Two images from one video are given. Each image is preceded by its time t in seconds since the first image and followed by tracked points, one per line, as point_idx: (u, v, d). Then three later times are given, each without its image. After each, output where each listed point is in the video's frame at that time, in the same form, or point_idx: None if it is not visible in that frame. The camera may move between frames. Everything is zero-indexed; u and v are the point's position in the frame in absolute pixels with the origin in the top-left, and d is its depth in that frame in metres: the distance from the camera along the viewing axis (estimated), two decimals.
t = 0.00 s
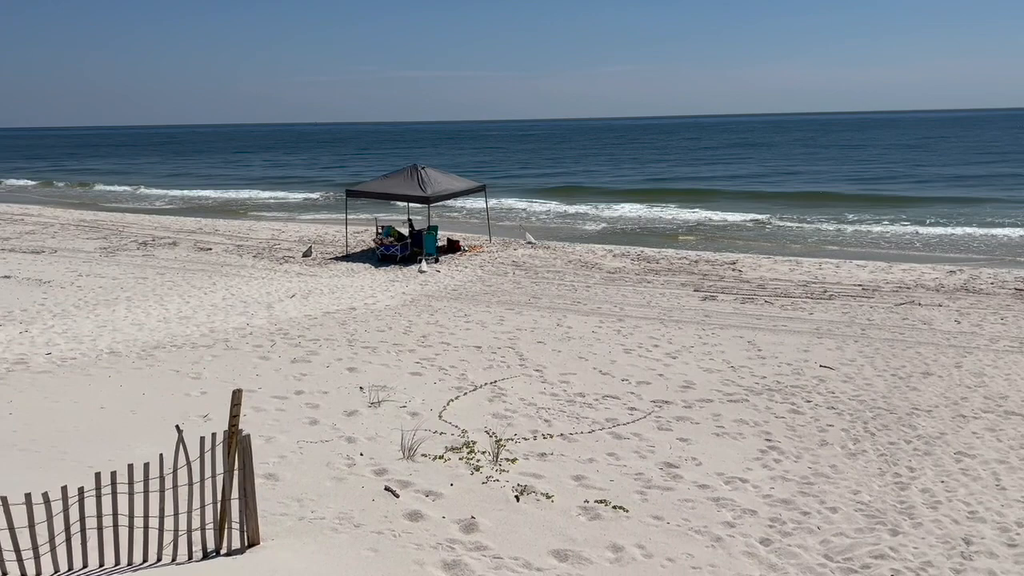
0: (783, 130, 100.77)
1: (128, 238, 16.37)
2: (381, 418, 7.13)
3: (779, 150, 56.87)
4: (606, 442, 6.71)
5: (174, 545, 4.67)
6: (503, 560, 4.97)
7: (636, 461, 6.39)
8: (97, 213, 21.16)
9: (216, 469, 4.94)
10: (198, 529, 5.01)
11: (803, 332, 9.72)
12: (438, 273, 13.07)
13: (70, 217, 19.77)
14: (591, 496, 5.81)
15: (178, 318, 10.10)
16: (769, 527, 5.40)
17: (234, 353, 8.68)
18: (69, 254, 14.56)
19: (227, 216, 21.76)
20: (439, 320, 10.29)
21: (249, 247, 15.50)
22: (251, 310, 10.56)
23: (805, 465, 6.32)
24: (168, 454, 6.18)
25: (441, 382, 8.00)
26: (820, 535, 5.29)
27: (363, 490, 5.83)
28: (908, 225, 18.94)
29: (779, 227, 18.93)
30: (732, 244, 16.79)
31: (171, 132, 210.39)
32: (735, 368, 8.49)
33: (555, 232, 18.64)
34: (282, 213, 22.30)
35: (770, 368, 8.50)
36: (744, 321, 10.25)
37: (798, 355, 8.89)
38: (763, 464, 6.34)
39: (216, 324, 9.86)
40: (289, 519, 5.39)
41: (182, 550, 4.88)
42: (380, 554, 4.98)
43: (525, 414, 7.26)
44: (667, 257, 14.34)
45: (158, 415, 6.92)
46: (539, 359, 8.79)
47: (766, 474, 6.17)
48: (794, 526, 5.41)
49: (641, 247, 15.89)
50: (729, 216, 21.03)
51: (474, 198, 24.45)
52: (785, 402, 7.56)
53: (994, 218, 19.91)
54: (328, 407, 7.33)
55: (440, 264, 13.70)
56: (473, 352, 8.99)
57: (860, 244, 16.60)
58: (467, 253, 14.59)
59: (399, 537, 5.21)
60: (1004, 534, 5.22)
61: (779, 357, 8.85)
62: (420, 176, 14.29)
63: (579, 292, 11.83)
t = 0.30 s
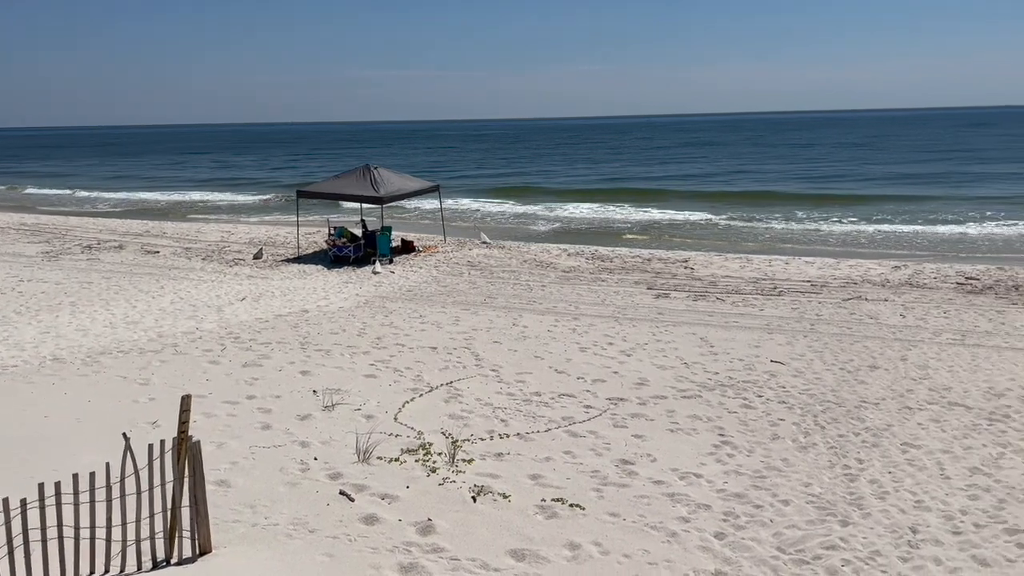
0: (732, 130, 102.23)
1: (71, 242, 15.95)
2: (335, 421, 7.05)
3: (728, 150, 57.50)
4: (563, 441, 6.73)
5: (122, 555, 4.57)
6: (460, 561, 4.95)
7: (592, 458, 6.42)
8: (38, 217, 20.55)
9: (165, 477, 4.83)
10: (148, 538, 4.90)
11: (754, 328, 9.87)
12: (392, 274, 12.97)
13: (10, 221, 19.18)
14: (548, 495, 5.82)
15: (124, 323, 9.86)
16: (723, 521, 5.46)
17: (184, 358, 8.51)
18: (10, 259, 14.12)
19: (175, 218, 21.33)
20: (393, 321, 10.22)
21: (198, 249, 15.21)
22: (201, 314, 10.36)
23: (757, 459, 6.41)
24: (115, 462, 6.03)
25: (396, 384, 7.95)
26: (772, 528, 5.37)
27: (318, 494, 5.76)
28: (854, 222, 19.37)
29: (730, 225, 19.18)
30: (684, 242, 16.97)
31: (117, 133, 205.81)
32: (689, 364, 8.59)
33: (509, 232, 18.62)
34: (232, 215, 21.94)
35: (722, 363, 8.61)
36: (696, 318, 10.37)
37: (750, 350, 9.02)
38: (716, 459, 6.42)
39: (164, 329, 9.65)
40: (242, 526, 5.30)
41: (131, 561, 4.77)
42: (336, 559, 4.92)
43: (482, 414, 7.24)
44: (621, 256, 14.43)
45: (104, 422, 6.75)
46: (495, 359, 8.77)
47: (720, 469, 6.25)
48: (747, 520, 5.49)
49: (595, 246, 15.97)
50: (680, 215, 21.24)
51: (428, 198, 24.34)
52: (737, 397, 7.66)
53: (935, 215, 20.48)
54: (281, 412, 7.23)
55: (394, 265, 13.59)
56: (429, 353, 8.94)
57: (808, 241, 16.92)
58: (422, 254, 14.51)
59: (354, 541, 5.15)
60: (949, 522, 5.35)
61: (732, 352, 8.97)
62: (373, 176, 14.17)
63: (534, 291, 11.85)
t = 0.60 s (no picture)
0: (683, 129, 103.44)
1: (11, 246, 15.47)
2: (288, 425, 6.94)
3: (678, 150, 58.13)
4: (519, 440, 6.73)
5: (68, 568, 4.45)
6: (417, 564, 4.92)
7: (547, 457, 6.43)
8: None
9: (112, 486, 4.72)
10: (94, 550, 4.77)
11: (706, 325, 9.99)
12: (345, 275, 12.85)
13: None
14: (504, 494, 5.82)
15: (68, 329, 9.59)
16: (677, 516, 5.52)
17: (130, 364, 8.31)
18: None
19: (120, 221, 20.83)
20: (347, 323, 10.12)
21: (145, 252, 14.87)
22: (148, 319, 10.13)
23: (710, 454, 6.49)
24: (59, 472, 5.87)
25: (350, 387, 7.86)
26: (725, 522, 5.44)
27: (271, 500, 5.67)
28: (801, 220, 19.74)
29: (681, 224, 19.40)
30: (637, 241, 17.12)
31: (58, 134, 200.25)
32: (643, 361, 8.66)
33: (463, 232, 18.58)
34: (180, 217, 21.51)
35: (676, 360, 8.70)
36: (650, 315, 10.47)
37: (702, 347, 9.13)
38: (670, 455, 6.48)
39: (110, 334, 9.41)
40: (193, 534, 5.20)
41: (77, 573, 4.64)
42: (290, 565, 4.85)
43: (437, 416, 7.20)
44: (575, 255, 14.50)
45: (47, 431, 6.56)
46: (450, 359, 8.74)
47: (674, 464, 6.31)
48: (701, 514, 5.55)
49: (549, 245, 16.03)
50: (632, 215, 21.43)
51: (381, 199, 24.17)
52: (690, 393, 7.75)
53: (878, 213, 20.99)
54: (232, 417, 7.10)
55: (347, 266, 13.46)
56: (383, 354, 8.87)
57: (757, 239, 17.21)
58: (375, 255, 14.39)
59: (309, 546, 5.09)
60: (896, 512, 5.48)
61: (684, 349, 9.08)
62: (324, 177, 14.01)
63: (489, 291, 11.83)
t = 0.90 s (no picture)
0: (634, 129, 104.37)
1: None
2: (239, 430, 6.83)
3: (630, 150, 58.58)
4: (474, 440, 6.72)
5: None
6: (372, 567, 4.88)
7: (503, 456, 6.43)
8: None
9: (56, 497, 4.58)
10: (37, 563, 4.63)
11: (659, 322, 10.10)
12: (296, 277, 12.69)
13: None
14: (460, 495, 5.81)
15: (7, 336, 9.30)
16: (631, 512, 5.57)
17: (74, 371, 8.10)
18: None
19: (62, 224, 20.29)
20: (299, 326, 10.00)
21: (89, 256, 14.50)
22: (92, 324, 9.88)
23: (664, 450, 6.56)
24: None
25: (303, 390, 7.77)
26: (679, 516, 5.51)
27: (222, 506, 5.58)
28: (750, 220, 20.07)
29: (634, 224, 19.57)
30: (590, 240, 17.22)
31: None
32: (597, 359, 8.72)
33: (416, 233, 18.51)
34: (125, 220, 21.03)
35: (630, 358, 8.78)
36: (603, 313, 10.54)
37: (655, 344, 9.23)
38: (624, 452, 6.53)
39: (53, 340, 9.16)
40: (142, 543, 5.09)
41: None
42: (242, 572, 4.77)
43: (391, 418, 7.15)
44: (529, 254, 14.52)
45: None
46: (404, 361, 8.69)
47: (628, 461, 6.36)
48: (654, 510, 5.60)
49: (503, 245, 16.03)
50: (585, 215, 21.55)
51: (333, 200, 23.95)
52: (643, 390, 7.83)
53: (825, 211, 21.45)
54: (181, 423, 6.97)
55: (298, 268, 13.30)
56: (336, 357, 8.78)
57: (708, 237, 17.44)
58: (326, 256, 14.24)
59: (261, 552, 5.01)
60: (844, 503, 5.60)
61: (637, 346, 9.16)
62: (273, 178, 13.82)
63: (443, 291, 11.79)
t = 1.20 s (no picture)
0: (586, 129, 104.97)
1: None
2: (188, 436, 6.70)
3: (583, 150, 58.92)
4: (429, 441, 6.70)
5: None
6: (326, 572, 4.82)
7: (459, 457, 6.42)
8: None
9: None
10: None
11: (613, 321, 10.18)
12: (247, 279, 12.50)
13: None
14: (415, 497, 5.78)
15: None
16: (587, 510, 5.60)
17: (16, 378, 7.86)
18: None
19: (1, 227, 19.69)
20: (250, 329, 9.85)
21: (30, 260, 14.10)
22: (34, 330, 9.60)
23: (618, 446, 6.61)
24: None
25: (254, 394, 7.66)
26: (634, 513, 5.56)
27: (172, 514, 5.47)
28: (702, 219, 20.33)
29: (587, 224, 19.69)
30: (544, 240, 17.28)
31: None
32: (552, 358, 8.75)
33: (369, 234, 18.38)
34: (68, 223, 20.49)
35: (584, 356, 8.83)
36: (558, 312, 10.59)
37: (609, 342, 9.30)
38: (580, 449, 6.57)
39: None
40: (88, 553, 4.96)
41: None
42: None
43: (345, 421, 7.09)
44: (483, 254, 14.51)
45: None
46: (358, 362, 8.62)
47: (584, 458, 6.40)
48: (610, 507, 5.64)
49: (456, 245, 16.01)
50: (538, 215, 21.62)
51: (284, 202, 23.65)
52: (598, 388, 7.88)
53: (774, 210, 21.84)
54: (128, 430, 6.81)
55: (249, 270, 13.10)
56: (288, 360, 8.67)
57: (660, 236, 17.63)
58: (277, 258, 14.06)
59: (213, 560, 4.92)
60: (794, 495, 5.71)
61: (592, 345, 9.22)
62: (222, 179, 13.59)
63: (397, 292, 11.72)
